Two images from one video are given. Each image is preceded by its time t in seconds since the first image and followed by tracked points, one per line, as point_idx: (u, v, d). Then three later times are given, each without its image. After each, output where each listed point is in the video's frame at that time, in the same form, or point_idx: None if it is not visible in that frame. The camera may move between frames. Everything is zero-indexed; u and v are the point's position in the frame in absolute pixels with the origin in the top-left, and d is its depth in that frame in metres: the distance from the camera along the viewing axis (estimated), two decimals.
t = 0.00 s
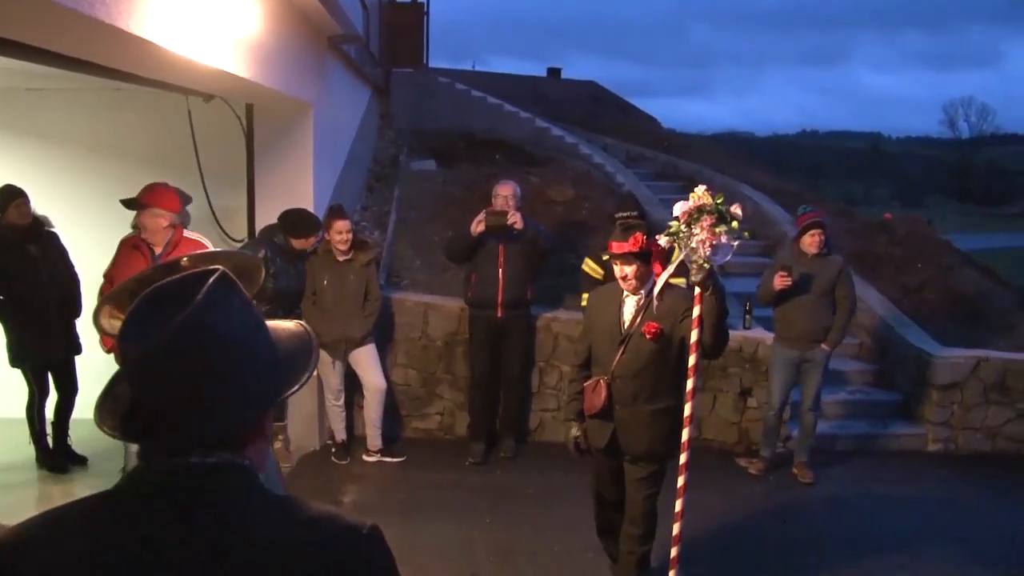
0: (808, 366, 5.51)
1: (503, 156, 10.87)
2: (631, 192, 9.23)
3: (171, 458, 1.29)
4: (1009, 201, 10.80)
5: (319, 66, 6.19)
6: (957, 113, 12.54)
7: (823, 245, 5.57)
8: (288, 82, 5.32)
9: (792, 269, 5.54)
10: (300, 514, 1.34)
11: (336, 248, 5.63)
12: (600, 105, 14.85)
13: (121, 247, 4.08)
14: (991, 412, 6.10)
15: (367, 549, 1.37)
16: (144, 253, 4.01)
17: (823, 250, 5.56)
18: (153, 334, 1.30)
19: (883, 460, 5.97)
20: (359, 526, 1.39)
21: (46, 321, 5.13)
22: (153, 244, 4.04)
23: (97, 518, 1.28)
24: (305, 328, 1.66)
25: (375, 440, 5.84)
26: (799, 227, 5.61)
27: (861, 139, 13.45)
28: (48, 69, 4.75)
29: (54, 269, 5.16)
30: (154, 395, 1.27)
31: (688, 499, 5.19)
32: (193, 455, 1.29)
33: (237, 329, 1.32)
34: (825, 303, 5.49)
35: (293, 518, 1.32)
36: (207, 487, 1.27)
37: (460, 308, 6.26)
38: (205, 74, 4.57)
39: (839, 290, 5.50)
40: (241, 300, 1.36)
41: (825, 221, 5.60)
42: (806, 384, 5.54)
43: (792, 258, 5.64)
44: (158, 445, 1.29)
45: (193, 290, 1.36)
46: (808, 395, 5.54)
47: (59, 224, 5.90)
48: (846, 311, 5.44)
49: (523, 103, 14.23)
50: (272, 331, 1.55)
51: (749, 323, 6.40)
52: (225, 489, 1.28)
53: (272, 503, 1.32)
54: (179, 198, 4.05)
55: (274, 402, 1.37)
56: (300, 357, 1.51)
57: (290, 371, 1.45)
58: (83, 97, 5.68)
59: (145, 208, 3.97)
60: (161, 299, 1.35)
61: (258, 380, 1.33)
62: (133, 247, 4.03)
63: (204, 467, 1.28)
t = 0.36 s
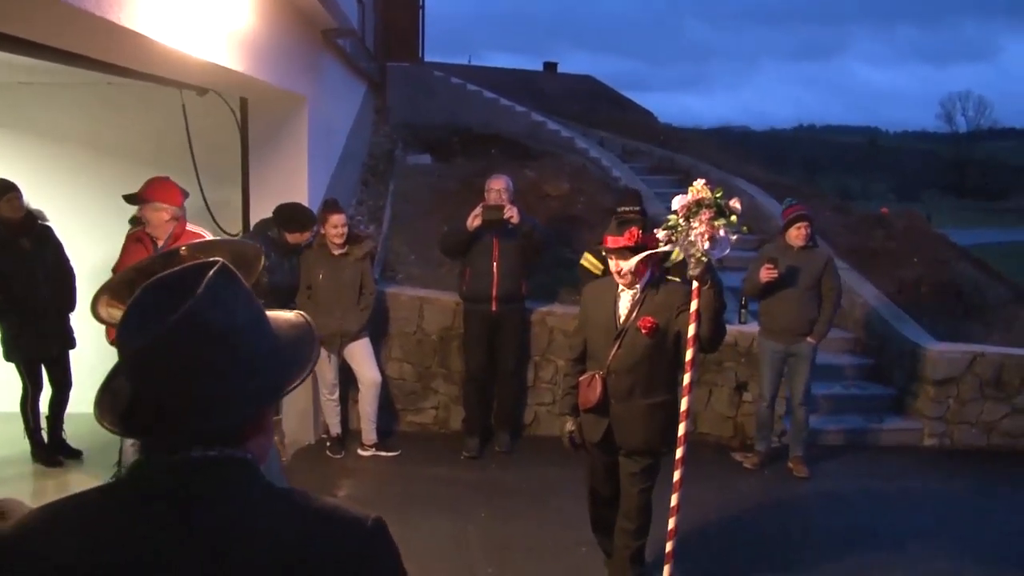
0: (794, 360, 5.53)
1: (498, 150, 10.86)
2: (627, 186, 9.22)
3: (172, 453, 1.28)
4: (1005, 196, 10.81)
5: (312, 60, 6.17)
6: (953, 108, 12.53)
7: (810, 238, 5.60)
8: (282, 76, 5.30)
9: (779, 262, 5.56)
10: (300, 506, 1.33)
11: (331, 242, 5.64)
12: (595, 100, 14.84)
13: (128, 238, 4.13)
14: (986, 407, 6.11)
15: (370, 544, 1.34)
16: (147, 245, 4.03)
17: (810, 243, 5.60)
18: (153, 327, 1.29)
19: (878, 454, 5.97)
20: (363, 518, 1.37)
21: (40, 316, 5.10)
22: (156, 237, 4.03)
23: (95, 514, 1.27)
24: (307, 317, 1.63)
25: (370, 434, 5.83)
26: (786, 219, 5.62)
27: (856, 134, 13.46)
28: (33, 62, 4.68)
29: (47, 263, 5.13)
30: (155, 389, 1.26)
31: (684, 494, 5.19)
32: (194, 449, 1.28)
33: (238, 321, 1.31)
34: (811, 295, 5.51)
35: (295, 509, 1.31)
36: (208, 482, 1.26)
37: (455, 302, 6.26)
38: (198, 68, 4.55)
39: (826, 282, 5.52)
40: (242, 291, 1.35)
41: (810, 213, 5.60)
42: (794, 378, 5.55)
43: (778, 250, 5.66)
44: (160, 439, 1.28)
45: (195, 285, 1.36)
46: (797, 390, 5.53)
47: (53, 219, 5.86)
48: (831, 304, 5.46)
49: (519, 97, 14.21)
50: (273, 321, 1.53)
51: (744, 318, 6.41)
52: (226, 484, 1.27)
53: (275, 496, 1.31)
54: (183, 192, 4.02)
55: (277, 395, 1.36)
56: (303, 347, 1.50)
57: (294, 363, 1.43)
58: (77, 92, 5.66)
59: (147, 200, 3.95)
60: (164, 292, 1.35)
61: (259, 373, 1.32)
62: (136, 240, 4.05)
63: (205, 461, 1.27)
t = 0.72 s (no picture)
0: (780, 356, 5.55)
1: (493, 143, 10.84)
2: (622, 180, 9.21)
3: (173, 448, 1.27)
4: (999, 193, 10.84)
5: (307, 51, 6.13)
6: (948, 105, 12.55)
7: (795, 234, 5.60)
8: (277, 66, 5.27)
9: (766, 258, 5.54)
10: (301, 500, 1.30)
11: (325, 234, 5.62)
12: (590, 94, 14.83)
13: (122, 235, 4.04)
14: (979, 404, 6.12)
15: (372, 540, 1.32)
16: (145, 236, 3.96)
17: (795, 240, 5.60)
18: (159, 321, 1.27)
19: (870, 450, 5.98)
20: (367, 514, 1.35)
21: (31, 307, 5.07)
22: (155, 227, 3.98)
23: (93, 510, 1.26)
24: (313, 312, 1.62)
25: (362, 427, 5.82)
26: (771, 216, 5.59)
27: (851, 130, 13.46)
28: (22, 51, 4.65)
29: (38, 255, 5.10)
30: (159, 382, 1.25)
31: (676, 489, 5.19)
32: (197, 445, 1.27)
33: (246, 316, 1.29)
34: (797, 291, 5.52)
35: (296, 503, 1.29)
36: (211, 478, 1.25)
37: (449, 296, 6.23)
38: (192, 58, 4.52)
39: (811, 278, 5.55)
40: (251, 285, 1.33)
41: (795, 208, 5.56)
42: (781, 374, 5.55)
43: (763, 247, 5.64)
44: (161, 433, 1.27)
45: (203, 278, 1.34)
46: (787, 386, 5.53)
47: (47, 211, 5.83)
48: (816, 301, 5.49)
49: (514, 90, 14.18)
50: (279, 316, 1.52)
51: (739, 313, 6.40)
52: (228, 479, 1.26)
53: (277, 491, 1.30)
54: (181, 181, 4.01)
55: (282, 390, 1.35)
56: (311, 342, 1.49)
57: (300, 357, 1.42)
58: (72, 81, 5.64)
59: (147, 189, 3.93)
60: (165, 285, 1.33)
61: (264, 369, 1.31)
62: (135, 231, 3.97)
63: (208, 457, 1.27)
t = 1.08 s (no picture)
0: (788, 356, 5.53)
1: (502, 141, 10.84)
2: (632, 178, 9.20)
3: (193, 443, 1.27)
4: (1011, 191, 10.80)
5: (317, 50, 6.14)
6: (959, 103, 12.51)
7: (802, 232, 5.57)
8: (286, 64, 5.27)
9: (773, 258, 5.51)
10: (322, 498, 1.31)
11: (335, 231, 5.63)
12: (599, 92, 14.80)
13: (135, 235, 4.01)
14: (992, 403, 6.10)
15: (390, 539, 1.32)
16: (160, 235, 3.96)
17: (800, 237, 5.57)
18: (181, 316, 1.27)
19: (882, 450, 5.96)
20: (385, 515, 1.35)
21: (44, 305, 5.09)
22: (169, 225, 3.99)
23: (113, 506, 1.26)
24: (331, 312, 1.60)
25: (373, 424, 5.83)
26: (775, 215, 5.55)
27: (862, 128, 13.43)
28: (31, 49, 4.66)
29: (50, 253, 5.12)
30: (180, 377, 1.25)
31: (687, 488, 5.18)
32: (217, 441, 1.27)
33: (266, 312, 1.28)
34: (802, 291, 5.52)
35: (315, 500, 1.29)
36: (231, 475, 1.25)
37: (459, 294, 6.24)
38: (202, 57, 4.52)
39: (816, 278, 5.53)
40: (270, 282, 1.33)
41: (799, 207, 5.53)
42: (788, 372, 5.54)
43: (768, 247, 5.60)
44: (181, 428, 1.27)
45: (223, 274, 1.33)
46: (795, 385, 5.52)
47: (58, 211, 5.84)
48: (822, 298, 5.48)
49: (522, 88, 14.17)
50: (298, 315, 1.51)
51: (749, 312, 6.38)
52: (248, 476, 1.26)
53: (295, 488, 1.30)
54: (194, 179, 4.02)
55: (302, 387, 1.34)
56: (327, 339, 1.48)
57: (319, 354, 1.41)
58: (83, 80, 5.66)
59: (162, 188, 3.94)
60: (186, 280, 1.33)
61: (283, 365, 1.30)
62: (149, 230, 3.96)
63: (228, 453, 1.26)
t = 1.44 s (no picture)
0: (795, 353, 5.51)
1: (511, 138, 10.84)
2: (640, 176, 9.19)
3: (203, 438, 1.28)
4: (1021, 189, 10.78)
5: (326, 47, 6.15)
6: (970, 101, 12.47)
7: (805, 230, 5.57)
8: (295, 60, 5.27)
9: (779, 256, 5.51)
10: (334, 492, 1.31)
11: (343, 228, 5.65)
12: (608, 89, 14.78)
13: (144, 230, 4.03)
14: (1001, 402, 6.09)
15: (401, 535, 1.32)
16: (172, 234, 3.99)
17: (806, 236, 5.58)
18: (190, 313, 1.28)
19: (889, 448, 5.95)
20: (396, 512, 1.35)
21: (54, 301, 5.10)
22: (181, 224, 4.02)
23: (125, 503, 1.27)
24: (342, 308, 1.60)
25: (380, 421, 5.83)
26: (780, 212, 5.57)
27: (872, 126, 13.38)
28: (43, 46, 4.69)
29: (59, 250, 5.14)
30: (189, 374, 1.26)
31: (694, 486, 5.18)
32: (227, 437, 1.28)
33: (274, 309, 1.29)
34: (809, 289, 5.50)
35: (325, 496, 1.29)
36: (243, 472, 1.26)
37: (467, 291, 6.25)
38: (211, 53, 4.53)
39: (822, 276, 5.53)
40: (280, 279, 1.34)
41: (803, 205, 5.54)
42: (795, 370, 5.52)
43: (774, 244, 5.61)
44: (190, 423, 1.28)
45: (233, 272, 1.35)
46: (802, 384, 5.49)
47: (68, 207, 5.86)
48: (828, 296, 5.47)
49: (531, 86, 14.16)
50: (309, 313, 1.51)
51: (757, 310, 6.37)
52: (261, 473, 1.26)
53: (305, 484, 1.30)
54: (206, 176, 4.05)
55: (313, 383, 1.35)
56: (338, 338, 1.48)
57: (329, 351, 1.42)
58: (92, 77, 5.68)
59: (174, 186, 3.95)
60: (196, 279, 1.34)
61: (294, 362, 1.31)
62: (160, 229, 4.00)
63: (238, 449, 1.27)
